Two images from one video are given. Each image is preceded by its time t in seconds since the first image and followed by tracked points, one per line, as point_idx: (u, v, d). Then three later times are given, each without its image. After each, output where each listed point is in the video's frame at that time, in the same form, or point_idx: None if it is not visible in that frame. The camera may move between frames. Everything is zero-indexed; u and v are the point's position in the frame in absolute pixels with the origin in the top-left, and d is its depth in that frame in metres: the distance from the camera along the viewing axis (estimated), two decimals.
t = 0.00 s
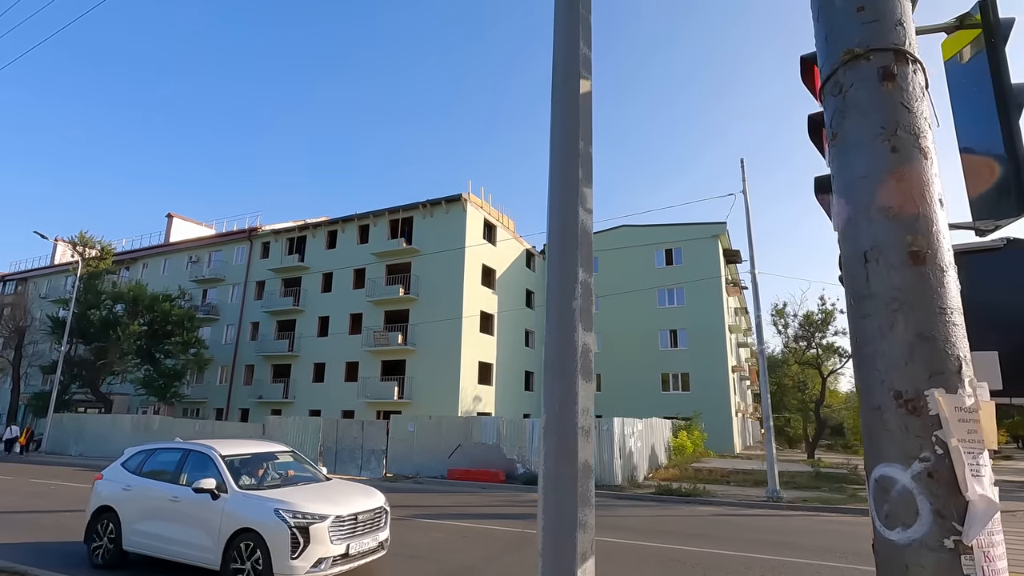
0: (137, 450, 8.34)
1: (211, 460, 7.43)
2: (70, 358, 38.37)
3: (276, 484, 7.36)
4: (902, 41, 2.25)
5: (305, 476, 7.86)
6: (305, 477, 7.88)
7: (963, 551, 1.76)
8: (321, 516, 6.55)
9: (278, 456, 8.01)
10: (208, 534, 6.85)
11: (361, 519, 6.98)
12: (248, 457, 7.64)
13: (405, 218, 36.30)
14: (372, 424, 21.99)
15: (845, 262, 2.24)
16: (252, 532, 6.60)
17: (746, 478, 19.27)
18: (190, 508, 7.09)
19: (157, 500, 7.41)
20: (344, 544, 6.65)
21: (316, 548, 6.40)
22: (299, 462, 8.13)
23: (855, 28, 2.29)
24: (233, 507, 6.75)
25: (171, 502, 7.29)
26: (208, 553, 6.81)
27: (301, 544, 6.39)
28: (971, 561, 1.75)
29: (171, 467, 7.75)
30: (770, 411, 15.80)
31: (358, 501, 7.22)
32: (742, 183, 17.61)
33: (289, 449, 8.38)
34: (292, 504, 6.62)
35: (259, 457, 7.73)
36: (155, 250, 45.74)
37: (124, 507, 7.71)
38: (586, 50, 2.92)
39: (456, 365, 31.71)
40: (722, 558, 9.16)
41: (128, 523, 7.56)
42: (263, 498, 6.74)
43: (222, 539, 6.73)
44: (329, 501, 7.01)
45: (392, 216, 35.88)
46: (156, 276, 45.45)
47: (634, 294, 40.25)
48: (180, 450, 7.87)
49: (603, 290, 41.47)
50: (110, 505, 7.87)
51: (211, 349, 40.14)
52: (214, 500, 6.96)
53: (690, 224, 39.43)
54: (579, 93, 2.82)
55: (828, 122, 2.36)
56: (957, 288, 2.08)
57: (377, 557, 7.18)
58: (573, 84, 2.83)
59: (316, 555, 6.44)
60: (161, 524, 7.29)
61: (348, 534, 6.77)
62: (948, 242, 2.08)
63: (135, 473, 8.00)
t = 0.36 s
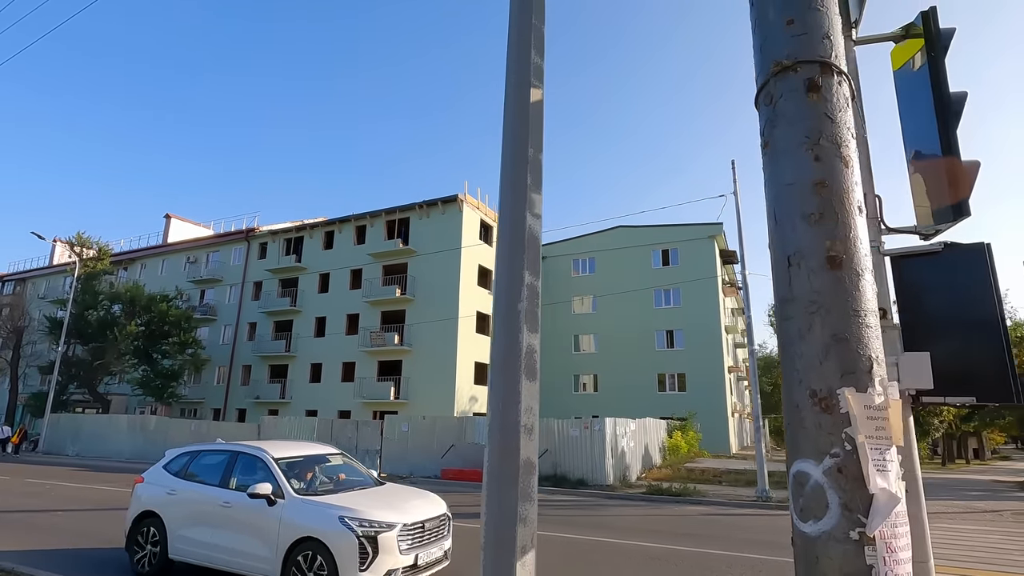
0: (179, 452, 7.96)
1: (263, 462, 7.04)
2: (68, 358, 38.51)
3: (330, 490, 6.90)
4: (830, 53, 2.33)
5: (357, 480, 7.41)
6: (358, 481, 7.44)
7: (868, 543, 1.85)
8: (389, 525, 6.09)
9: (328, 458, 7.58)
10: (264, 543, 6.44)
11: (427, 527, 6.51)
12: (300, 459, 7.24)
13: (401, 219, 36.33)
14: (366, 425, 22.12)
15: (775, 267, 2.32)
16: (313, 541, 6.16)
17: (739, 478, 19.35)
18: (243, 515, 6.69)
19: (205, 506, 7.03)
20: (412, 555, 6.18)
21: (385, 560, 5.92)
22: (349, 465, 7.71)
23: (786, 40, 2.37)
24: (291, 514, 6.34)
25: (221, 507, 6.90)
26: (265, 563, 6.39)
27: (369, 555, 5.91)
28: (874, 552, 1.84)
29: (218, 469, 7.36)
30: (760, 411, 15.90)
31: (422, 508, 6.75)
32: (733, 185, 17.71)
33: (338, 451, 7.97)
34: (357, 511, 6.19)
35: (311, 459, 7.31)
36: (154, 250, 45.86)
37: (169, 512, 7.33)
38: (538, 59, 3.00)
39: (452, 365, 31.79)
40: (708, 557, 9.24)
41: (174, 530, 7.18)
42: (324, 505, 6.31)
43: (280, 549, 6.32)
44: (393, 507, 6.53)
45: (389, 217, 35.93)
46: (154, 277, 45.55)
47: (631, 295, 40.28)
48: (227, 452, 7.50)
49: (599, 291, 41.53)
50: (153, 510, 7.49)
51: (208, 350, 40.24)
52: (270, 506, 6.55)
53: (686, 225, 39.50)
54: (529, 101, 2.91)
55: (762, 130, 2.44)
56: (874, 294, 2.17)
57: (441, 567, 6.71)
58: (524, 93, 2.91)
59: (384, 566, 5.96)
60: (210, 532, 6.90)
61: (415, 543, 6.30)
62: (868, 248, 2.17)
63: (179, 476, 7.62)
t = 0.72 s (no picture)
0: (212, 455, 7.89)
1: (303, 465, 6.91)
2: (67, 358, 38.69)
3: (370, 493, 6.72)
4: (766, 73, 2.47)
5: (396, 483, 7.23)
6: (397, 485, 7.28)
7: (784, 536, 1.98)
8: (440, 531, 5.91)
9: (367, 460, 7.42)
10: (306, 548, 6.30)
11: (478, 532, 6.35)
12: (339, 462, 7.10)
13: (399, 220, 36.43)
14: (362, 425, 22.27)
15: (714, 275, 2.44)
16: (362, 548, 5.98)
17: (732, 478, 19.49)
18: (283, 519, 6.56)
19: (242, 510, 6.93)
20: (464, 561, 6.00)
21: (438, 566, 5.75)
22: (388, 467, 7.53)
23: (725, 61, 2.50)
24: (335, 519, 6.18)
25: (260, 511, 6.79)
26: (308, 568, 6.25)
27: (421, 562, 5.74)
28: (789, 544, 1.97)
29: (255, 473, 7.26)
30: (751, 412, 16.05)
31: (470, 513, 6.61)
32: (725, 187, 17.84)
33: (375, 453, 7.83)
34: (406, 517, 6.02)
35: (349, 462, 7.16)
36: (153, 250, 46.00)
37: (205, 516, 7.23)
38: (500, 76, 3.13)
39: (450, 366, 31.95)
40: (695, 557, 9.38)
41: (210, 535, 7.08)
42: (372, 510, 6.14)
43: (325, 555, 6.15)
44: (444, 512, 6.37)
45: (387, 218, 36.06)
46: (153, 277, 45.69)
47: (628, 295, 40.41)
48: (263, 454, 7.39)
49: (597, 291, 41.67)
50: (188, 514, 7.39)
51: (207, 350, 40.40)
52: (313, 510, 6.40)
53: (683, 226, 39.65)
54: (490, 115, 3.04)
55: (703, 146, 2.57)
56: (803, 301, 2.31)
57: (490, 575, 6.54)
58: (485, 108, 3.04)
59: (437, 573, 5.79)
60: (248, 537, 6.78)
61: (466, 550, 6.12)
62: (797, 259, 2.30)
63: (212, 479, 7.55)
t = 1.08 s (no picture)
0: (233, 456, 8.06)
1: (326, 467, 7.07)
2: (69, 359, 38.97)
3: (393, 494, 6.82)
4: (709, 97, 2.64)
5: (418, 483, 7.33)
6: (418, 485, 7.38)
7: (713, 527, 2.15)
8: (468, 533, 6.03)
9: (387, 460, 7.52)
10: (329, 550, 6.44)
11: (502, 535, 6.49)
12: (361, 462, 7.24)
13: (398, 221, 36.62)
14: (360, 425, 22.48)
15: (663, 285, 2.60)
16: (388, 549, 6.10)
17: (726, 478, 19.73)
18: (306, 521, 6.71)
19: (264, 511, 7.07)
20: (490, 564, 6.15)
21: (465, 569, 5.89)
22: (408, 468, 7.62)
23: (672, 85, 2.67)
24: (359, 521, 6.28)
25: (282, 513, 6.93)
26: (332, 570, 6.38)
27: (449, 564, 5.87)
28: (717, 536, 2.15)
29: (276, 474, 7.42)
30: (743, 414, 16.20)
31: (494, 514, 6.73)
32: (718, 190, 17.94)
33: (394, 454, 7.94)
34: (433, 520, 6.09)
35: (370, 463, 7.29)
36: (154, 251, 46.30)
37: (227, 517, 7.40)
38: (468, 94, 3.31)
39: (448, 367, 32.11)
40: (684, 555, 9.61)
41: (232, 536, 7.25)
42: (396, 512, 6.23)
43: (349, 556, 6.28)
44: (469, 515, 6.49)
45: (386, 219, 36.24)
46: (154, 278, 46.00)
47: (627, 296, 40.51)
48: (284, 455, 7.56)
49: (596, 292, 41.78)
50: (210, 514, 7.56)
51: (207, 351, 40.67)
52: (337, 511, 6.54)
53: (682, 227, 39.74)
54: (459, 133, 3.21)
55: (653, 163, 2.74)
56: (739, 310, 2.48)
57: None
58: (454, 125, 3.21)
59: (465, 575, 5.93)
60: (271, 539, 6.93)
61: (491, 552, 6.24)
62: (733, 271, 2.48)
63: (233, 480, 7.71)
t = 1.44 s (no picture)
0: (233, 457, 8.21)
1: (326, 467, 7.21)
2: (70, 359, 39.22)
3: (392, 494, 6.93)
4: (660, 118, 2.80)
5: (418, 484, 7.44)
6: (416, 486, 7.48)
7: (652, 523, 2.30)
8: (465, 532, 6.10)
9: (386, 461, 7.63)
10: (328, 550, 6.55)
11: (500, 535, 6.57)
12: (360, 463, 7.39)
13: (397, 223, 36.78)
14: (358, 425, 22.64)
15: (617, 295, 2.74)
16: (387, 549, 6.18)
17: (720, 479, 19.89)
18: (305, 521, 6.83)
19: (264, 512, 7.21)
20: (487, 563, 6.23)
21: (463, 568, 5.95)
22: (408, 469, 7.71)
23: (625, 106, 2.83)
24: (358, 520, 6.40)
25: (282, 513, 7.07)
26: (331, 570, 6.49)
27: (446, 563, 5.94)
28: (655, 531, 2.30)
29: (276, 474, 7.56)
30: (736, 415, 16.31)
31: (492, 515, 6.82)
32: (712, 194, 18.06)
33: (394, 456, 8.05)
34: (431, 519, 6.17)
35: (369, 464, 7.42)
36: (154, 252, 46.52)
37: (227, 517, 7.53)
38: (440, 111, 3.47)
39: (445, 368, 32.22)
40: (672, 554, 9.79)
41: (233, 536, 7.38)
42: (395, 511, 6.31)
43: (348, 556, 6.39)
44: (467, 515, 6.58)
45: (385, 220, 36.41)
46: (155, 279, 46.24)
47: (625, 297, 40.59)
48: (285, 456, 7.71)
49: (594, 293, 41.89)
50: (210, 515, 7.70)
51: (207, 351, 40.89)
52: (336, 511, 6.66)
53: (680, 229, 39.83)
54: (429, 149, 3.37)
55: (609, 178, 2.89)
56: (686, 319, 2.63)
57: None
58: (425, 142, 3.37)
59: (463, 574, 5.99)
60: (271, 539, 7.06)
61: (489, 552, 6.30)
62: (679, 283, 2.63)
63: (234, 481, 7.86)
